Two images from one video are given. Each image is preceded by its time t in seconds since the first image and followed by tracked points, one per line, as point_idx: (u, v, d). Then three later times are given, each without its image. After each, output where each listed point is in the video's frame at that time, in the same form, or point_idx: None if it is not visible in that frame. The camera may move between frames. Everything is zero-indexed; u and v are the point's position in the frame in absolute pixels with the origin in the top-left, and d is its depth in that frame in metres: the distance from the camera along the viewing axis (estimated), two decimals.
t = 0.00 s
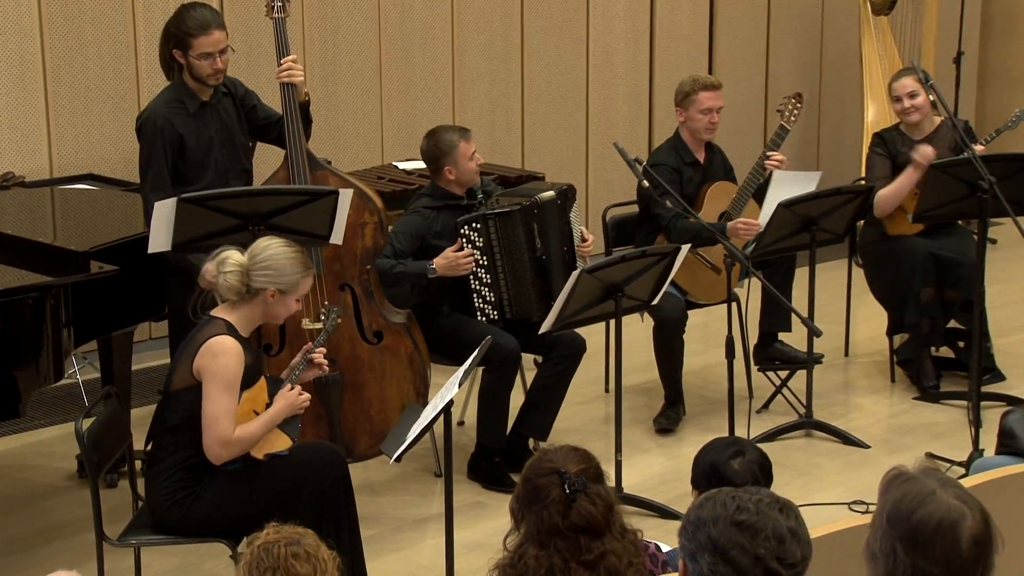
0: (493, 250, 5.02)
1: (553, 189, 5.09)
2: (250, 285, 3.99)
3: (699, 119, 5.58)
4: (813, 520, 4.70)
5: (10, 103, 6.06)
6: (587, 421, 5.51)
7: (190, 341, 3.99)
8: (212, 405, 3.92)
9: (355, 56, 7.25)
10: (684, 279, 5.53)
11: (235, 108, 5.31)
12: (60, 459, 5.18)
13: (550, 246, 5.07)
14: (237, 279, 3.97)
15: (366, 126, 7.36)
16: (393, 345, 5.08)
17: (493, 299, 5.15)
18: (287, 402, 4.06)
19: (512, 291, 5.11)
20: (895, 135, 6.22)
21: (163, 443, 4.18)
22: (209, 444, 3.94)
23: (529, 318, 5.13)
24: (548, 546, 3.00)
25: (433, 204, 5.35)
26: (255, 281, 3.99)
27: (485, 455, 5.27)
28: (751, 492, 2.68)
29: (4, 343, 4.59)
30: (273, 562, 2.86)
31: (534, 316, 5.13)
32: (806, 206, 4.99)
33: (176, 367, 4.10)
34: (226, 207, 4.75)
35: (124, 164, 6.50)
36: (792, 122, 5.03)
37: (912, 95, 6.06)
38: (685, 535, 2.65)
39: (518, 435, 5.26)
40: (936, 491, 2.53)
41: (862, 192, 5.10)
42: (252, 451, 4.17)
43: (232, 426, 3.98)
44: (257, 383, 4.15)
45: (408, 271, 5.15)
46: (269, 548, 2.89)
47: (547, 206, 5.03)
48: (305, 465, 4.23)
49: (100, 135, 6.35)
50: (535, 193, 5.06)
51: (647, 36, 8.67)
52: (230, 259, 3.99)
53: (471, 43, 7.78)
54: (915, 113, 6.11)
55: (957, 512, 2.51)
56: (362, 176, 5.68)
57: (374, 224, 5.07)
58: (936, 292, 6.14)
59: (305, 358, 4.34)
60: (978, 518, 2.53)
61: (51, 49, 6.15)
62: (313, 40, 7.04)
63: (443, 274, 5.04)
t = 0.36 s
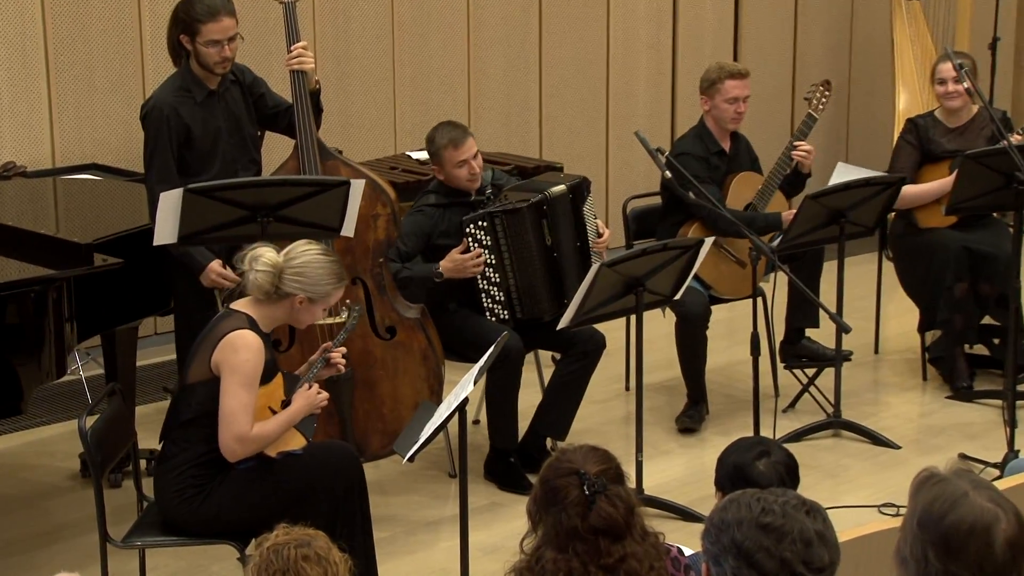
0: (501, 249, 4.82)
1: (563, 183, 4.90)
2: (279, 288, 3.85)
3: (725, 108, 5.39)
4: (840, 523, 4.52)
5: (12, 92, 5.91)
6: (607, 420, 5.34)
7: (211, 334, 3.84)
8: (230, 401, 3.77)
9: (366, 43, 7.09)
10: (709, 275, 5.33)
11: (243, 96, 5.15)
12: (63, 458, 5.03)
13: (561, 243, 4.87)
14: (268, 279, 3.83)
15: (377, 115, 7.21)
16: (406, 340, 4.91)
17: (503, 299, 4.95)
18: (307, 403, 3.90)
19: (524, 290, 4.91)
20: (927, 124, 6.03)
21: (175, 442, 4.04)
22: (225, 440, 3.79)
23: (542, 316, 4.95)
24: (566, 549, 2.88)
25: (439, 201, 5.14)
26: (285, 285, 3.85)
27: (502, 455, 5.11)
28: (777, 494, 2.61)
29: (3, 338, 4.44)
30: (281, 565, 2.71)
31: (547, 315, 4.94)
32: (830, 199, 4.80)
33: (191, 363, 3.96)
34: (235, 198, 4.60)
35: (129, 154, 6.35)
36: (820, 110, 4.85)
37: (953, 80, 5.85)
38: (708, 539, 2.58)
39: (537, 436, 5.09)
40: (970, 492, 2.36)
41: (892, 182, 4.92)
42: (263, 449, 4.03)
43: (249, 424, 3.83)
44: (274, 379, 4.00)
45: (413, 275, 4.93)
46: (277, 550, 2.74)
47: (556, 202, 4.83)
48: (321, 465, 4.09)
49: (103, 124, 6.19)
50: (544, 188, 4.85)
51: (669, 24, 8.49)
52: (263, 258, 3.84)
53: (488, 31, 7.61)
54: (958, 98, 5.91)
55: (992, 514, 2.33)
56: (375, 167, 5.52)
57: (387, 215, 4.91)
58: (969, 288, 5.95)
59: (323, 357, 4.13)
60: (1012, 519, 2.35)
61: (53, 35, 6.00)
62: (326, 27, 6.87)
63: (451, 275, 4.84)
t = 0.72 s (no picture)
0: (507, 241, 4.69)
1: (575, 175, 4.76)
2: (300, 301, 3.64)
3: (750, 97, 5.22)
4: (867, 527, 4.35)
5: (10, 81, 5.76)
6: (625, 421, 5.17)
7: (221, 329, 3.66)
8: (240, 400, 3.59)
9: (375, 33, 6.93)
10: (728, 266, 5.17)
11: (247, 85, 5.00)
12: (61, 458, 4.87)
13: (570, 237, 4.73)
14: (289, 291, 3.62)
15: (387, 105, 7.05)
16: (416, 338, 4.74)
17: (510, 295, 4.80)
18: (317, 399, 3.73)
19: (531, 286, 4.75)
20: (957, 112, 5.85)
21: (177, 442, 3.88)
22: (234, 441, 3.61)
23: (552, 313, 4.78)
24: (581, 553, 2.81)
25: (446, 191, 5.00)
26: (306, 299, 3.63)
27: (516, 457, 4.94)
28: (799, 497, 2.55)
29: None
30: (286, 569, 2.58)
31: (555, 312, 4.77)
32: (854, 192, 4.63)
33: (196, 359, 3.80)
34: (238, 189, 4.43)
35: (129, 144, 6.19)
36: (847, 98, 4.68)
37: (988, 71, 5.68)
38: (727, 542, 2.52)
39: (552, 436, 4.92)
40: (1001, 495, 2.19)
41: (919, 174, 4.75)
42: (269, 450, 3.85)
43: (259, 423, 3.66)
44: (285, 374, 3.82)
45: (413, 264, 4.84)
46: (281, 553, 2.61)
47: (564, 194, 4.69)
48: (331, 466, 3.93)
49: (102, 115, 6.04)
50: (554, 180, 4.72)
51: (689, 14, 8.32)
52: (290, 269, 3.62)
53: (501, 20, 7.45)
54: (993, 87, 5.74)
55: None
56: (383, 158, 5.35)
57: (395, 208, 4.74)
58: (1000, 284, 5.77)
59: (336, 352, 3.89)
60: None
61: (51, 23, 5.84)
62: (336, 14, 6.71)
63: (454, 268, 4.71)
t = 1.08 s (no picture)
0: (524, 232, 4.54)
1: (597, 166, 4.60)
2: (302, 303, 3.48)
3: (774, 85, 5.08)
4: (896, 532, 4.18)
5: (10, 69, 5.61)
6: (645, 420, 5.01)
7: (218, 336, 3.52)
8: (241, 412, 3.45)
9: (386, 20, 6.77)
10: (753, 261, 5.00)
11: (256, 73, 4.83)
12: (62, 458, 4.71)
13: (589, 229, 4.57)
14: (290, 297, 3.46)
15: (398, 95, 6.90)
16: (429, 334, 4.58)
17: (525, 286, 4.64)
18: (322, 401, 3.58)
19: (546, 279, 4.60)
20: (992, 101, 5.67)
21: (179, 443, 3.72)
22: (239, 454, 3.47)
23: (568, 307, 4.63)
24: (600, 559, 2.69)
25: (464, 177, 4.83)
26: (309, 301, 3.47)
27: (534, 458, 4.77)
28: (826, 500, 2.43)
29: None
30: None
31: (572, 307, 4.62)
32: (885, 184, 4.45)
33: (195, 361, 3.64)
34: (244, 180, 4.26)
35: (133, 133, 6.04)
36: (875, 88, 4.52)
37: None
38: (752, 548, 2.38)
39: (570, 437, 4.75)
40: None
41: (953, 164, 4.57)
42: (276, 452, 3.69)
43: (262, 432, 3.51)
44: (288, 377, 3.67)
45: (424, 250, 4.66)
46: (290, 558, 2.50)
47: (585, 184, 4.54)
48: (341, 469, 3.77)
49: (103, 103, 5.89)
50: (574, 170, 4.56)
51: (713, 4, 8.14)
52: (286, 275, 3.45)
53: (516, 8, 7.28)
54: None
55: None
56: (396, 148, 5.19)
57: (408, 199, 4.58)
58: None
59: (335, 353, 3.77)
60: None
61: (52, 10, 5.70)
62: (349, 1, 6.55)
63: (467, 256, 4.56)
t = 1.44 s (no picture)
0: (553, 219, 4.38)
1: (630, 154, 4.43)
2: (274, 267, 3.35)
3: (799, 72, 4.92)
4: (926, 536, 4.01)
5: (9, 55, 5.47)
6: (666, 418, 4.84)
7: (208, 331, 3.34)
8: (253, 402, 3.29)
9: (397, 6, 6.62)
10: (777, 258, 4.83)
11: (263, 58, 4.67)
12: (61, 457, 4.56)
13: (620, 220, 4.42)
14: (261, 270, 3.32)
15: (409, 83, 6.75)
16: (441, 329, 4.42)
17: (551, 277, 4.49)
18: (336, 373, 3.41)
19: (573, 268, 4.45)
20: None
21: (179, 444, 3.56)
22: (260, 446, 3.30)
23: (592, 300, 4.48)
24: (619, 563, 2.68)
25: (494, 160, 4.68)
26: (280, 262, 3.34)
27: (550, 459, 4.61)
28: (854, 502, 2.31)
29: None
30: None
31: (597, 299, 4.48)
32: (915, 172, 4.29)
33: (193, 358, 3.48)
34: (249, 170, 4.11)
35: (136, 120, 5.90)
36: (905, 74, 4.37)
37: None
38: (775, 553, 2.27)
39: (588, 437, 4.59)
40: None
41: (986, 154, 4.42)
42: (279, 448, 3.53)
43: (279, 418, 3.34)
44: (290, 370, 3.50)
45: (452, 232, 4.50)
46: (298, 561, 2.40)
47: (617, 174, 4.38)
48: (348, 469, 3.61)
49: (105, 91, 5.75)
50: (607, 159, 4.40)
51: None
52: (245, 249, 3.32)
53: None
54: None
55: None
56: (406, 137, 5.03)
57: (420, 189, 4.41)
58: None
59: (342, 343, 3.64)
60: None
61: None
62: None
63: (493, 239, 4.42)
